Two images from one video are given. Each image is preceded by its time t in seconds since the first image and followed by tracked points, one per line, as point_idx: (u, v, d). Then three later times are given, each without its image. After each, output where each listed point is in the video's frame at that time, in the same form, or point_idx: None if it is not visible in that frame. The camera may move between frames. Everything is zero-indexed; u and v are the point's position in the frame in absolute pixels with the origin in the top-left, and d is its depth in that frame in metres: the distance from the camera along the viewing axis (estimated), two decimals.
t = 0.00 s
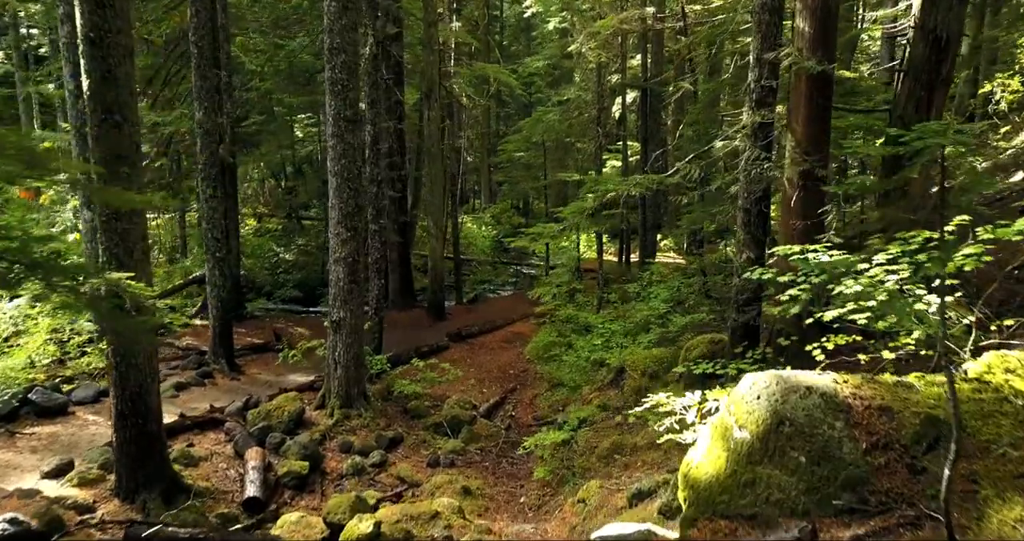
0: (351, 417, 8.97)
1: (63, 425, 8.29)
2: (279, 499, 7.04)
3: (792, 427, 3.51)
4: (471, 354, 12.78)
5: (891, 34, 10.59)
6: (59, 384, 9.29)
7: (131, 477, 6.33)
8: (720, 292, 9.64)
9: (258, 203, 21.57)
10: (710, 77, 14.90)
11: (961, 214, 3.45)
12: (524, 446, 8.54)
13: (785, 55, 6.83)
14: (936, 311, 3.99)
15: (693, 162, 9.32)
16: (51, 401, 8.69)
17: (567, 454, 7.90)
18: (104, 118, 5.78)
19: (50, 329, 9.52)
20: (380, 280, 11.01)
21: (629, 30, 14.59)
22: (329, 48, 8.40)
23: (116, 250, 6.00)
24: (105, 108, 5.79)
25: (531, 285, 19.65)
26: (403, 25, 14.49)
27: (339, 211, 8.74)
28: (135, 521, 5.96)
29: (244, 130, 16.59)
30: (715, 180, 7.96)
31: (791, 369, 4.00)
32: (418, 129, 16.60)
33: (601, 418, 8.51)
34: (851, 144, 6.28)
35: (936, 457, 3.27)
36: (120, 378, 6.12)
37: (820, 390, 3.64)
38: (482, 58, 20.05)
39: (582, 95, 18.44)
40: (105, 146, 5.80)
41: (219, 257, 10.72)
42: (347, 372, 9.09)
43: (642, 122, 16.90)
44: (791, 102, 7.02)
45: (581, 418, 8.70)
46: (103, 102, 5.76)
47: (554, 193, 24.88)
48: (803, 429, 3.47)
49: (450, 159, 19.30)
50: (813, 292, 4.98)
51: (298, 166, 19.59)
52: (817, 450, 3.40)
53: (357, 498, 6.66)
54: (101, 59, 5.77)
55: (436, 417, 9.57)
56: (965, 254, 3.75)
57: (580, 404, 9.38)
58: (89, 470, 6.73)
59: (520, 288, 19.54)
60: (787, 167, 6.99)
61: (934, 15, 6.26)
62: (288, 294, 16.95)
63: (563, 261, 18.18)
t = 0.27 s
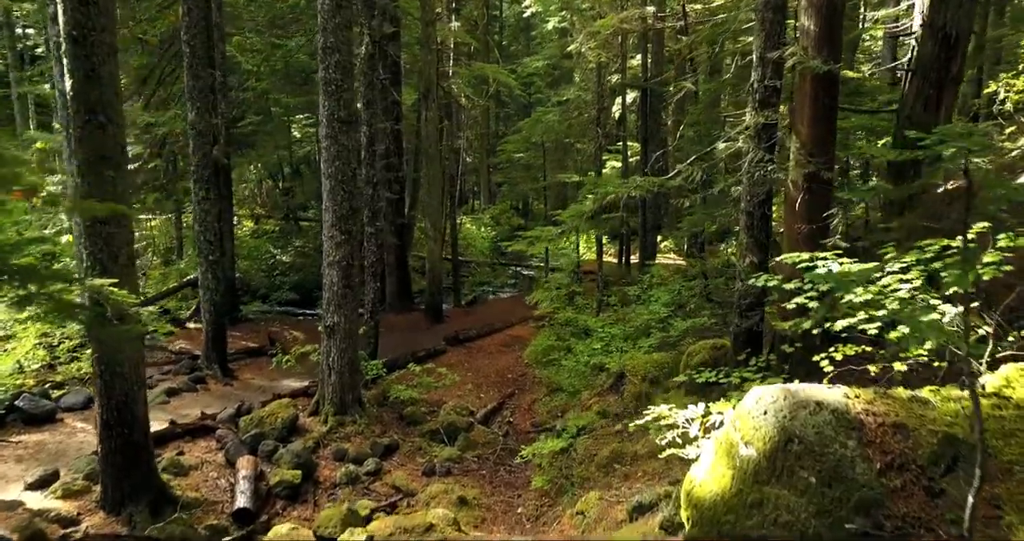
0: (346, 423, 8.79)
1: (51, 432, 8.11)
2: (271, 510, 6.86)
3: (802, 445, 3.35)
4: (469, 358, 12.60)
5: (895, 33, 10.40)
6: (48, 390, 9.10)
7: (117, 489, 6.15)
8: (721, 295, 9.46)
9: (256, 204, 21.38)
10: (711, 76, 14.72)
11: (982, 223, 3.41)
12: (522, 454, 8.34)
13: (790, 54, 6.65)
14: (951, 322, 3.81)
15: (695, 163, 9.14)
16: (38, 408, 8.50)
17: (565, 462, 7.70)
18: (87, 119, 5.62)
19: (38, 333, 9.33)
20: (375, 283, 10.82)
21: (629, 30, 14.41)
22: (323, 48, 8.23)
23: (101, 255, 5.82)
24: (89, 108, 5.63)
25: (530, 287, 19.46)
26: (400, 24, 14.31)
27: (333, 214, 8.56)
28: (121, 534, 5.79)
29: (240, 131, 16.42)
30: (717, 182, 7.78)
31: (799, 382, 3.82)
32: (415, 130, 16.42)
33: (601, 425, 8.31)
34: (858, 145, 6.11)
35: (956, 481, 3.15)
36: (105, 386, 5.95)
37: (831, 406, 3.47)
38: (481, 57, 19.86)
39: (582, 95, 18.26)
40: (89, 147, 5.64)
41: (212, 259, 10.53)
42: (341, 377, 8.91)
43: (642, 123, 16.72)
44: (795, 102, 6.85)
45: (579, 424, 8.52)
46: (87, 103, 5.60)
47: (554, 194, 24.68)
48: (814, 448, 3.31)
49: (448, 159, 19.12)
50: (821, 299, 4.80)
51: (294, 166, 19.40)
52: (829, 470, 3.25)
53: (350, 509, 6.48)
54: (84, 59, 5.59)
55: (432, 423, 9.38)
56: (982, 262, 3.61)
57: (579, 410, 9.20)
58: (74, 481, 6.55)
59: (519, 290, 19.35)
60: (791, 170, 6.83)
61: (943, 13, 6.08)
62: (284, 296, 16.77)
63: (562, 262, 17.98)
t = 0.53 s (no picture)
0: (341, 429, 8.64)
1: (40, 438, 7.96)
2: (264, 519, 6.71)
3: (810, 461, 3.20)
4: (467, 361, 12.44)
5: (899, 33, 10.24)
6: (38, 395, 8.96)
7: (104, 497, 6.00)
8: (724, 299, 9.30)
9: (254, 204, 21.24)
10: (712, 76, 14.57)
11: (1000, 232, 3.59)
12: (520, 460, 8.19)
13: (793, 53, 6.51)
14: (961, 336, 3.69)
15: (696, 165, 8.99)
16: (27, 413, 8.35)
17: (564, 469, 7.55)
18: (71, 119, 5.49)
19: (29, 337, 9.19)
20: (372, 285, 10.68)
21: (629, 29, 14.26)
22: (317, 47, 8.08)
23: (87, 259, 5.70)
24: (73, 108, 5.50)
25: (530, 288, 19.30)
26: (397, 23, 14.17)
27: (328, 216, 8.41)
28: None
29: (236, 131, 16.27)
30: (719, 183, 7.63)
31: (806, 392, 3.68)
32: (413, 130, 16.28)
33: (600, 431, 8.16)
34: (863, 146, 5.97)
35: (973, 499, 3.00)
36: (91, 393, 5.82)
37: (841, 419, 3.33)
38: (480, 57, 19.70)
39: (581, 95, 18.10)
40: (73, 148, 5.53)
41: (206, 262, 10.35)
42: (336, 382, 8.76)
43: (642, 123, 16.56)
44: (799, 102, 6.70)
45: (579, 429, 8.36)
46: (71, 103, 5.47)
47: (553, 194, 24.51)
48: (824, 464, 3.16)
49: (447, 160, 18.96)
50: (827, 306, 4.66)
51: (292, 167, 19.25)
52: (839, 487, 3.10)
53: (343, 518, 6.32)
54: (68, 57, 5.46)
55: (429, 428, 9.23)
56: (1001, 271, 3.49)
57: (578, 415, 9.04)
58: (61, 490, 6.41)
59: (518, 291, 19.19)
60: (795, 171, 6.68)
61: (952, 11, 5.92)
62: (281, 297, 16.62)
63: (561, 264, 17.81)
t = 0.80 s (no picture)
0: (335, 436, 8.46)
1: (27, 446, 7.78)
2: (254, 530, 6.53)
3: (822, 481, 3.02)
4: (465, 365, 12.25)
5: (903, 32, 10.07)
6: (26, 401, 8.77)
7: (88, 509, 5.82)
8: (726, 302, 9.12)
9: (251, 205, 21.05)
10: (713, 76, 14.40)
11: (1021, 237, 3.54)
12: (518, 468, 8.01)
13: (798, 51, 6.34)
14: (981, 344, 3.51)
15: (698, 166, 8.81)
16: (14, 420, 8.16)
17: (562, 478, 7.36)
18: (53, 119, 5.32)
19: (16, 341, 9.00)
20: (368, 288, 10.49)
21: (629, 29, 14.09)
22: (310, 45, 7.89)
23: (69, 264, 5.50)
24: (56, 108, 5.32)
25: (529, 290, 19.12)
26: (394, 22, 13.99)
27: (322, 218, 8.22)
28: None
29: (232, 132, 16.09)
30: (721, 185, 7.45)
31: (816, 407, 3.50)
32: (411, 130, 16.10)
33: (600, 438, 7.97)
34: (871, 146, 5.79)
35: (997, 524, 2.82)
36: (75, 402, 5.65)
37: (855, 438, 3.14)
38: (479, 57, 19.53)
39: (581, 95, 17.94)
40: (55, 149, 5.35)
41: (199, 264, 10.02)
42: (331, 388, 8.57)
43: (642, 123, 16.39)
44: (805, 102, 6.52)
45: (578, 436, 8.18)
46: (53, 103, 5.30)
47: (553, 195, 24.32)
48: (838, 486, 2.98)
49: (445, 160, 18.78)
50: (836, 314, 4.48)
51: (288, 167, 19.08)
52: (855, 511, 2.91)
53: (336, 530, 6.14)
54: (50, 55, 5.26)
55: (425, 434, 9.04)
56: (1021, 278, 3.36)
57: (577, 420, 8.87)
58: (44, 501, 6.22)
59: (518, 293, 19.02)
60: (800, 172, 6.50)
61: (961, 8, 5.76)
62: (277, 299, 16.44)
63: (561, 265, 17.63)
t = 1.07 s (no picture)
0: (329, 442, 8.29)
1: (14, 453, 7.61)
2: None
3: (833, 501, 2.85)
4: (463, 368, 12.08)
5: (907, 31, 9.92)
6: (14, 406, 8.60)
7: (73, 520, 5.66)
8: (728, 305, 8.95)
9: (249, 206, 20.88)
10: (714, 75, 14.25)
11: None
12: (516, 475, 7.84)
13: (802, 49, 6.17)
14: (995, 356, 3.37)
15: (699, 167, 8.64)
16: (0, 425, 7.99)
17: (561, 486, 7.18)
18: (36, 120, 5.15)
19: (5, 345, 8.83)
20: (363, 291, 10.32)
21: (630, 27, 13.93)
22: (304, 44, 7.73)
23: (54, 269, 5.35)
24: (38, 108, 5.16)
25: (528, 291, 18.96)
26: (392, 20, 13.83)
27: (315, 220, 8.05)
28: None
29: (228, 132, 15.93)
30: (723, 186, 7.29)
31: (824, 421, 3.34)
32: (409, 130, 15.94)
33: (600, 445, 7.80)
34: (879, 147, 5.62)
35: None
36: (59, 410, 5.50)
37: (867, 456, 2.98)
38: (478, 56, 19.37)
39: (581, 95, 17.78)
40: (38, 150, 5.19)
41: (191, 267, 9.83)
42: (325, 392, 8.39)
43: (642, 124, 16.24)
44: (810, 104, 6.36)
45: (577, 442, 8.01)
46: (36, 103, 5.13)
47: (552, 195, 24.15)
48: (850, 507, 2.82)
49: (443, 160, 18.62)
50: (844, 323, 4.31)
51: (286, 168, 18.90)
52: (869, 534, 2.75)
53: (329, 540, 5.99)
54: (32, 53, 5.10)
55: (421, 440, 8.88)
56: None
57: (576, 426, 8.70)
58: (28, 512, 6.06)
59: (517, 294, 18.85)
60: (805, 174, 6.34)
61: (971, 5, 5.61)
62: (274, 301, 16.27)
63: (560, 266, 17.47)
